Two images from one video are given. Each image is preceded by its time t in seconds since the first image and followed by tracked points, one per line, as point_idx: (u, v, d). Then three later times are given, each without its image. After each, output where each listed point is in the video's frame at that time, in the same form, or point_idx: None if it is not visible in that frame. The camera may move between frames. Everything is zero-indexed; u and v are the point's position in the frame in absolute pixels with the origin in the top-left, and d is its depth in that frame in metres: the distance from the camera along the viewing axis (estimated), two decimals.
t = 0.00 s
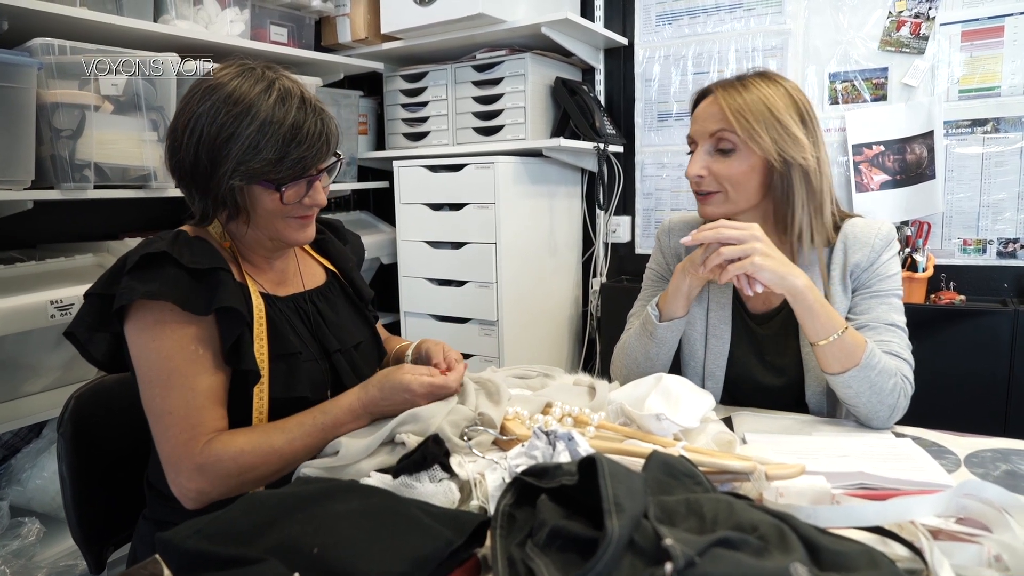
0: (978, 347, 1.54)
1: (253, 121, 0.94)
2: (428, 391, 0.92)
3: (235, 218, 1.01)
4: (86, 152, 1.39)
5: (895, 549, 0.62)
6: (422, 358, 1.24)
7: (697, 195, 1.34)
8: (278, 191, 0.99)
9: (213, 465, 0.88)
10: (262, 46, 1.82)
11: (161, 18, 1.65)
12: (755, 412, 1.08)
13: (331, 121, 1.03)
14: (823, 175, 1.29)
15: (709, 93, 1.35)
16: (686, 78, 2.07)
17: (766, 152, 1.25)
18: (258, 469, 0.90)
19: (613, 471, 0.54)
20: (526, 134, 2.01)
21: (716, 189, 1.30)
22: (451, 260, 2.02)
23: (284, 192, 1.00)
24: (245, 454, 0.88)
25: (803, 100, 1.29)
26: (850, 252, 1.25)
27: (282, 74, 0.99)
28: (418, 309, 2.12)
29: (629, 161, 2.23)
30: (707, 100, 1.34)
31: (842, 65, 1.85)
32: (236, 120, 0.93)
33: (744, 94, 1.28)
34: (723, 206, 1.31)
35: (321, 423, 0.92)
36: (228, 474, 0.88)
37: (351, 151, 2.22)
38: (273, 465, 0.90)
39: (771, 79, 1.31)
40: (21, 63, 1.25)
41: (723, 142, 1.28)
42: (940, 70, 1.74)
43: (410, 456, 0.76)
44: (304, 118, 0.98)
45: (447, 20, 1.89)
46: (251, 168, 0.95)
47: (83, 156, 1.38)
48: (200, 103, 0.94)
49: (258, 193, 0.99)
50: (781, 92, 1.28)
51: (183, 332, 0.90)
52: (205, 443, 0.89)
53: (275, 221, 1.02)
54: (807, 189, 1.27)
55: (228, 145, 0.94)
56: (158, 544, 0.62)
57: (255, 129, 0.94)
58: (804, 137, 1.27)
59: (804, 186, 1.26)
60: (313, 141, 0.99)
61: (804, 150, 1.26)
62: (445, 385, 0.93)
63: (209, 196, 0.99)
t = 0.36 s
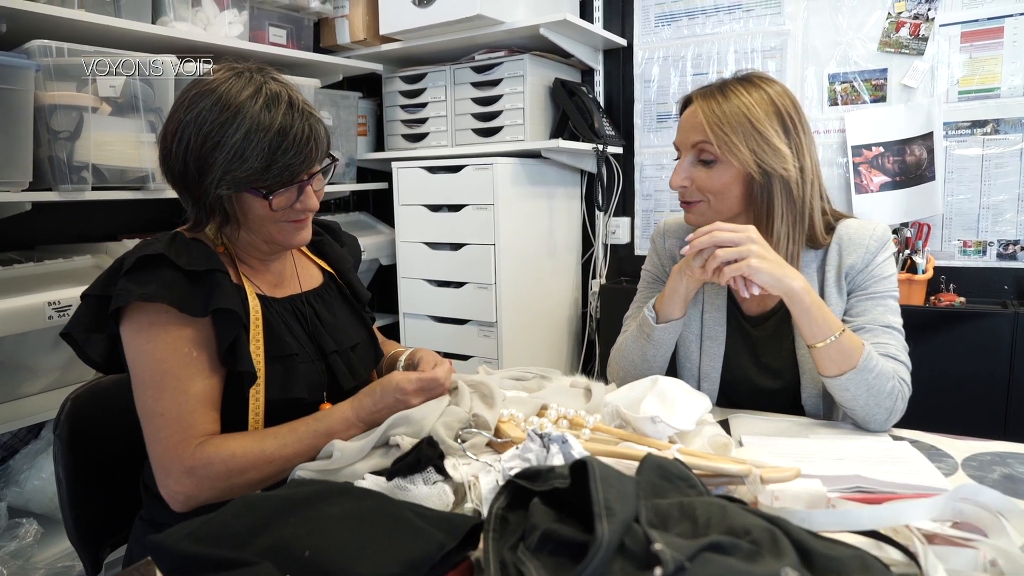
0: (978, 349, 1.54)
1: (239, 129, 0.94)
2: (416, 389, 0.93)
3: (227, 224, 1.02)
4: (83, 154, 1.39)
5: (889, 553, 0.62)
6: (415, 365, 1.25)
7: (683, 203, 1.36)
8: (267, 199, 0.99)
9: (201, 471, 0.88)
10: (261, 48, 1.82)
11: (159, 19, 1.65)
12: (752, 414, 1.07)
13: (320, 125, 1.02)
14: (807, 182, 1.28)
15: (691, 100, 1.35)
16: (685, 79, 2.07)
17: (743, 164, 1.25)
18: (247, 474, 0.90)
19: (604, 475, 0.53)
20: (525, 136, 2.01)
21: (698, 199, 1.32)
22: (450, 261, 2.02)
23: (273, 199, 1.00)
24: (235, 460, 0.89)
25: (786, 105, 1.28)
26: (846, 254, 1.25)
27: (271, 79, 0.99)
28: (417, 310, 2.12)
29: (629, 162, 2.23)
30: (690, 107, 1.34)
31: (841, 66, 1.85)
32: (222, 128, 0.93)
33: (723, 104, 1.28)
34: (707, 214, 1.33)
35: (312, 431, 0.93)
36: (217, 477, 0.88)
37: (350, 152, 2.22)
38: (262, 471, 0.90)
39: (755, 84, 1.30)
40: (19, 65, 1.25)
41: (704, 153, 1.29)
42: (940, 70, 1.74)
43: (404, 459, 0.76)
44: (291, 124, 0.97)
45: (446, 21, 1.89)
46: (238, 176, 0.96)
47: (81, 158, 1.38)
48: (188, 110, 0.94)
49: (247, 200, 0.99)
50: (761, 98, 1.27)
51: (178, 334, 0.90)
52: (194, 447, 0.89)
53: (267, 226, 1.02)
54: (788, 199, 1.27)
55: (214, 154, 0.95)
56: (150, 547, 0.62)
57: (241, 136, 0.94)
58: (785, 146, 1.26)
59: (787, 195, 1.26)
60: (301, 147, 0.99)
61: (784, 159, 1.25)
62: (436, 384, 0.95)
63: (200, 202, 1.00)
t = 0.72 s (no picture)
0: (981, 348, 1.53)
1: (240, 132, 0.94)
2: (408, 396, 0.93)
3: (228, 226, 1.02)
4: (85, 156, 1.39)
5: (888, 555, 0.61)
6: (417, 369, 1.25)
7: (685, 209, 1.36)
8: (269, 202, 0.99)
9: (182, 474, 0.88)
10: (262, 49, 1.82)
11: (160, 21, 1.65)
12: (753, 414, 1.07)
13: (322, 128, 1.02)
14: (806, 180, 1.28)
15: (686, 105, 1.34)
16: (687, 78, 2.07)
17: (741, 167, 1.24)
18: (232, 479, 0.90)
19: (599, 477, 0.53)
20: (526, 135, 2.01)
21: (698, 205, 1.31)
22: (452, 261, 2.02)
23: (275, 202, 1.00)
24: (221, 463, 0.89)
25: (783, 104, 1.27)
26: (847, 253, 1.24)
27: (273, 81, 0.99)
28: (419, 311, 2.12)
29: (631, 162, 2.23)
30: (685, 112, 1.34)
31: (843, 64, 1.84)
32: (224, 131, 0.94)
33: (718, 107, 1.27)
34: (708, 218, 1.32)
35: (304, 436, 0.93)
36: (199, 480, 0.89)
37: (352, 153, 2.22)
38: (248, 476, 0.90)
39: (750, 85, 1.29)
40: (20, 67, 1.25)
41: (702, 158, 1.28)
42: (943, 68, 1.73)
43: (402, 460, 0.76)
44: (293, 128, 0.97)
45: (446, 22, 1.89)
46: (240, 179, 0.96)
47: (82, 159, 1.39)
48: (190, 113, 0.95)
49: (249, 203, 1.00)
50: (756, 100, 1.27)
51: (176, 336, 0.90)
52: (180, 449, 0.89)
53: (268, 229, 1.03)
54: (789, 199, 1.26)
55: (215, 158, 0.95)
56: (147, 549, 0.62)
57: (243, 139, 0.94)
58: (782, 146, 1.26)
59: (787, 195, 1.26)
60: (302, 150, 0.99)
61: (782, 160, 1.25)
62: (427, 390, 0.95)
63: (201, 205, 1.00)
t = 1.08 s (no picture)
0: (988, 348, 1.52)
1: (242, 128, 0.94)
2: (407, 399, 0.93)
3: (232, 223, 1.02)
4: (90, 156, 1.40)
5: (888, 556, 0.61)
6: (420, 369, 1.25)
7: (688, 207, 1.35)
8: (271, 198, 1.00)
9: (185, 474, 0.89)
10: (267, 49, 1.82)
11: (165, 21, 1.66)
12: (756, 414, 1.06)
13: (323, 125, 1.03)
14: (807, 179, 1.27)
15: (686, 103, 1.34)
16: (692, 77, 2.06)
17: (740, 165, 1.24)
18: (235, 480, 0.90)
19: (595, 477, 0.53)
20: (530, 135, 2.00)
21: (698, 203, 1.31)
22: (456, 261, 2.02)
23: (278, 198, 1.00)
24: (224, 463, 0.89)
25: (783, 103, 1.26)
26: (851, 252, 1.24)
27: (275, 79, 0.99)
28: (423, 310, 2.13)
29: (636, 161, 2.22)
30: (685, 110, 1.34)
31: (849, 62, 1.83)
32: (226, 127, 0.94)
33: (717, 105, 1.27)
34: (708, 218, 1.32)
35: (306, 437, 0.94)
36: (202, 480, 0.89)
37: (357, 153, 2.22)
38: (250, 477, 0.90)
39: (751, 83, 1.29)
40: (25, 68, 1.26)
41: (702, 155, 1.28)
42: (950, 66, 1.72)
43: (401, 459, 0.76)
44: (294, 124, 0.98)
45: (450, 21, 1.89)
46: (242, 175, 0.96)
47: (87, 159, 1.39)
48: (193, 111, 0.95)
49: (252, 200, 1.00)
50: (756, 98, 1.26)
51: (179, 335, 0.91)
52: (184, 448, 0.90)
53: (271, 226, 1.03)
54: (787, 198, 1.25)
55: (218, 154, 0.95)
56: (146, 547, 0.62)
57: (244, 135, 0.94)
58: (782, 144, 1.25)
59: (787, 194, 1.25)
60: (304, 146, 0.99)
61: (781, 158, 1.24)
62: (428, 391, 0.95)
63: (205, 203, 1.00)
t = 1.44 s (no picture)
0: (995, 348, 1.50)
1: (243, 127, 0.94)
2: (406, 399, 0.93)
3: (231, 222, 1.02)
4: (92, 156, 1.40)
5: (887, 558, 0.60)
6: (421, 369, 1.24)
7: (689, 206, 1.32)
8: (271, 197, 0.99)
9: (186, 473, 0.89)
10: (270, 48, 1.82)
11: (168, 21, 1.66)
12: (758, 414, 1.06)
13: (323, 124, 1.02)
14: (809, 172, 1.27)
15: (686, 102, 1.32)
16: (696, 74, 2.05)
17: (748, 157, 1.23)
18: (234, 480, 0.90)
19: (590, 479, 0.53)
20: (533, 133, 2.00)
21: (704, 199, 1.28)
22: (459, 260, 2.02)
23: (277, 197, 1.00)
24: (223, 463, 0.89)
25: (784, 98, 1.27)
26: (852, 250, 1.23)
27: (275, 78, 0.99)
28: (426, 309, 2.13)
29: (639, 160, 2.21)
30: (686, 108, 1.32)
31: (854, 59, 1.82)
32: (226, 126, 0.94)
33: (721, 100, 1.26)
34: (713, 214, 1.29)
35: (305, 438, 0.94)
36: (201, 480, 0.89)
37: (360, 152, 2.22)
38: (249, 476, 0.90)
39: (751, 80, 1.29)
40: (27, 68, 1.26)
41: (708, 150, 1.26)
42: (956, 63, 1.70)
43: (398, 461, 0.76)
44: (295, 123, 0.97)
45: (453, 19, 1.88)
46: (242, 174, 0.96)
47: (90, 159, 1.40)
48: (194, 110, 0.95)
49: (252, 199, 1.00)
50: (758, 93, 1.26)
51: (178, 335, 0.91)
52: (184, 448, 0.90)
53: (271, 225, 1.03)
54: (794, 189, 1.25)
55: (218, 153, 0.95)
56: (141, 548, 0.62)
57: (245, 134, 0.94)
58: (786, 137, 1.25)
59: (793, 186, 1.25)
60: (304, 146, 0.99)
61: (787, 150, 1.24)
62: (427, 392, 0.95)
63: (204, 201, 1.00)
